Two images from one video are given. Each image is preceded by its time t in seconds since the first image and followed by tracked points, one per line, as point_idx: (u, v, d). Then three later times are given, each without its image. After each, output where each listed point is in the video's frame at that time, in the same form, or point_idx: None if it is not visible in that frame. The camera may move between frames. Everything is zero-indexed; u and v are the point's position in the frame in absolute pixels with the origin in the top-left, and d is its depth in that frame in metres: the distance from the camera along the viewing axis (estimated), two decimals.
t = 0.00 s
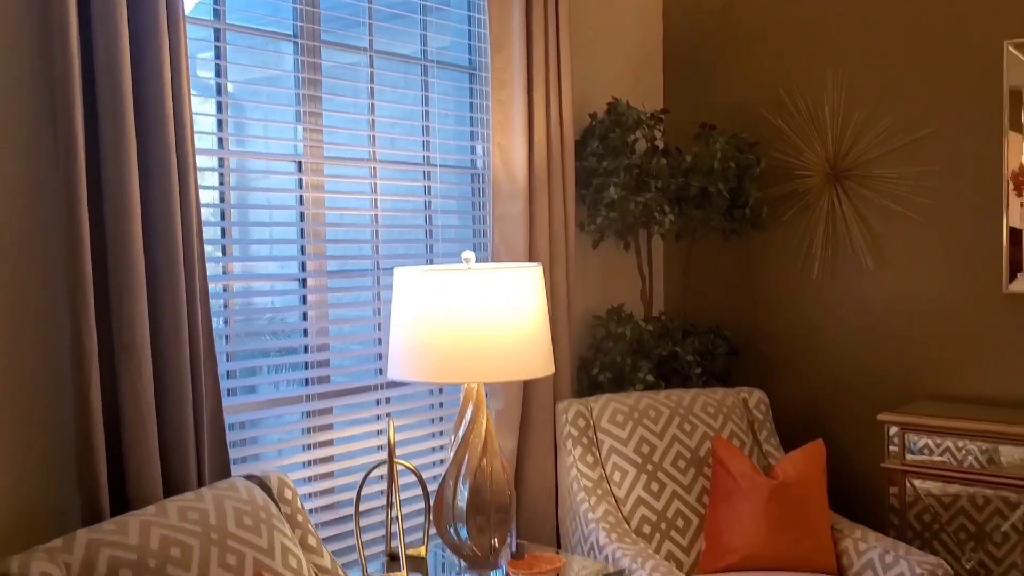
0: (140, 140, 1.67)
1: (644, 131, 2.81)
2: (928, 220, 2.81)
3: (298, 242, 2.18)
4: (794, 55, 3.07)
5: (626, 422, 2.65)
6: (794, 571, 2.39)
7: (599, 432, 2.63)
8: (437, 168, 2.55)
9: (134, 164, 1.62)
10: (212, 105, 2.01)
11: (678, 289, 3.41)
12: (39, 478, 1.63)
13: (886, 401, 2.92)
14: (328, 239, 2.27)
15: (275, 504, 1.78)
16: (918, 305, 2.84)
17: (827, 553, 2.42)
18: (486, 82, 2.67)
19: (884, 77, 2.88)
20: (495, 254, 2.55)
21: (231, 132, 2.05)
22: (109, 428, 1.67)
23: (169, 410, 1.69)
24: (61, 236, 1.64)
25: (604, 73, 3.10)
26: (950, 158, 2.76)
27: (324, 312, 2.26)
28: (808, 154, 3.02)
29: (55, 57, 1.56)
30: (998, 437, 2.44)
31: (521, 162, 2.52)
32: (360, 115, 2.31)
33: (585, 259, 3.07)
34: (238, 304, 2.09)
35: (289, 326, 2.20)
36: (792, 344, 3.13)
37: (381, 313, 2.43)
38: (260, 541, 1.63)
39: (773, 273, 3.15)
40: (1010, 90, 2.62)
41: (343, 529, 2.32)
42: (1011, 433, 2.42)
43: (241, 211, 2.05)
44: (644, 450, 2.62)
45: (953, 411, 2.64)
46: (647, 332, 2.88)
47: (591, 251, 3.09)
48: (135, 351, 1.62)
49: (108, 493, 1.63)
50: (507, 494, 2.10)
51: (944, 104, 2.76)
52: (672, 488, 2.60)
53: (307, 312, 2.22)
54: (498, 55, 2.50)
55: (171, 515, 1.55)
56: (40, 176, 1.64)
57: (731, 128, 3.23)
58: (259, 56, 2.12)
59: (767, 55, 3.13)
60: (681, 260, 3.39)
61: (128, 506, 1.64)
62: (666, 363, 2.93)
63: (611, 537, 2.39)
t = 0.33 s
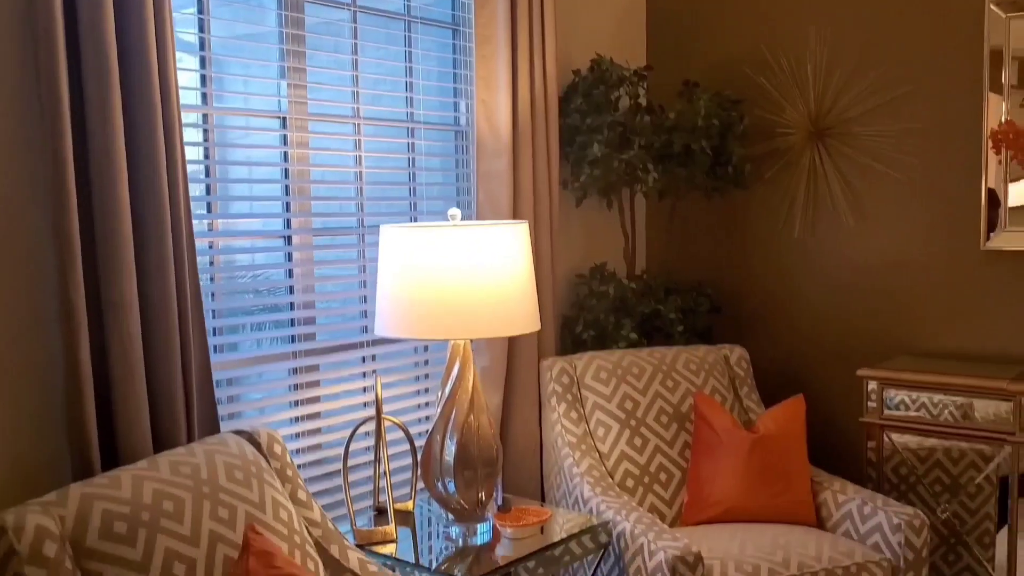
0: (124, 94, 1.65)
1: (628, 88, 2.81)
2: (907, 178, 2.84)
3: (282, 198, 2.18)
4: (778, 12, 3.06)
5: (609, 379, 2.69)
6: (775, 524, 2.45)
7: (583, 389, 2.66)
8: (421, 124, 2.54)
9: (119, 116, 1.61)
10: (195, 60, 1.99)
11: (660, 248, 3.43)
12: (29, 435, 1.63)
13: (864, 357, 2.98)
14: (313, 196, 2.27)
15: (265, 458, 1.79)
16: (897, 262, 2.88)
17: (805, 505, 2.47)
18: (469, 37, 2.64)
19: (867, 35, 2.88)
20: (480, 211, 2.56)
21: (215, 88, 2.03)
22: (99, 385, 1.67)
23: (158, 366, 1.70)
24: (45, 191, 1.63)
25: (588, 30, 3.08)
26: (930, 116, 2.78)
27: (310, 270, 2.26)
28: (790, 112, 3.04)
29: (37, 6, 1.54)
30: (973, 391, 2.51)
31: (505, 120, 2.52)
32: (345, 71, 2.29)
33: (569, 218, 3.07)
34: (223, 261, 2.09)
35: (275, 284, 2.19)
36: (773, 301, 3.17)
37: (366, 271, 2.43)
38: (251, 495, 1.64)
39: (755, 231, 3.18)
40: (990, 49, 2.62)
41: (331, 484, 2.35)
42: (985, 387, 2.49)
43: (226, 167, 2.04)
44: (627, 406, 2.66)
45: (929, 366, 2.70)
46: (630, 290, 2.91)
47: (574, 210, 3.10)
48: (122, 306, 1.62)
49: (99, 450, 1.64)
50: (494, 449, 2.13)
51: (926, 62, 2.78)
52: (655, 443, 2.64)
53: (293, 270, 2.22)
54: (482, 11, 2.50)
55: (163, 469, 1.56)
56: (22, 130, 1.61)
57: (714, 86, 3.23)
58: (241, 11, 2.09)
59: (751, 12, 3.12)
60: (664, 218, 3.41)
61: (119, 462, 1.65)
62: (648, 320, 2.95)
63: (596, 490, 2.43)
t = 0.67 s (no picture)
0: (117, 59, 1.64)
1: (619, 58, 2.81)
2: (896, 148, 2.86)
3: (274, 167, 2.17)
4: None
5: (601, 348, 2.71)
6: (764, 490, 2.49)
7: (574, 358, 2.69)
8: (412, 93, 2.53)
9: (112, 81, 1.60)
10: (187, 28, 1.97)
11: (650, 219, 3.44)
12: (25, 403, 1.64)
13: (852, 326, 3.01)
14: (304, 166, 2.26)
15: (261, 427, 1.81)
16: (885, 231, 2.91)
17: (793, 470, 2.51)
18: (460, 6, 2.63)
19: (857, 4, 2.88)
20: (472, 181, 2.57)
21: (206, 56, 2.01)
22: (95, 353, 1.67)
23: (153, 334, 1.70)
24: (38, 156, 1.62)
25: None
26: (919, 85, 2.80)
27: (302, 240, 2.26)
28: (780, 83, 3.04)
29: None
30: (959, 359, 2.54)
31: (497, 89, 2.52)
32: (336, 39, 2.28)
33: (559, 188, 3.08)
34: (216, 230, 2.08)
35: (267, 254, 2.19)
36: (762, 271, 3.20)
37: (358, 241, 2.43)
38: (249, 462, 1.66)
39: (744, 201, 3.19)
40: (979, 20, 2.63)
41: (325, 453, 2.37)
42: (971, 355, 2.52)
43: (218, 136, 2.03)
44: (619, 375, 2.68)
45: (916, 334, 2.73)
46: (621, 261, 2.93)
47: (565, 181, 3.10)
48: (116, 272, 1.62)
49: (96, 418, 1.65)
50: (487, 417, 2.15)
51: (916, 31, 2.78)
52: (645, 411, 2.67)
53: (285, 240, 2.22)
54: None
55: (160, 436, 1.57)
56: (14, 95, 1.60)
57: (704, 56, 3.23)
58: None
59: None
60: (654, 189, 3.42)
61: (117, 429, 1.66)
62: (639, 290, 2.97)
63: (587, 458, 2.45)
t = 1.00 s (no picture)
0: (111, 33, 1.63)
1: (613, 34, 2.81)
2: (889, 123, 2.87)
3: (269, 142, 2.17)
4: None
5: (596, 324, 2.72)
6: (757, 463, 2.51)
7: (570, 334, 2.70)
8: (406, 69, 2.53)
9: (107, 54, 1.59)
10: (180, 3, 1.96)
11: (645, 195, 3.44)
12: (24, 379, 1.64)
13: (844, 301, 3.03)
14: (300, 141, 2.26)
15: (259, 401, 1.82)
16: (878, 207, 2.92)
17: (787, 444, 2.54)
18: None
19: None
20: (467, 158, 2.57)
21: (200, 31, 2.00)
22: (93, 329, 1.68)
23: (151, 309, 1.70)
24: (34, 131, 1.61)
25: None
26: (912, 61, 2.80)
27: (298, 216, 2.26)
28: (774, 58, 3.05)
29: None
30: (951, 334, 2.57)
31: (491, 65, 2.51)
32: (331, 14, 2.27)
33: (554, 165, 3.08)
34: (212, 206, 2.08)
35: (262, 229, 2.19)
36: (755, 247, 3.21)
37: (353, 217, 2.43)
38: (248, 436, 1.68)
39: (738, 177, 3.20)
40: None
41: (323, 428, 2.38)
42: (963, 329, 2.54)
43: (213, 112, 2.02)
44: (613, 350, 2.70)
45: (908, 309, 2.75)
46: (615, 237, 2.94)
47: (560, 157, 3.10)
48: (113, 246, 1.62)
49: (95, 393, 1.65)
50: (484, 392, 2.16)
51: (909, 7, 2.78)
52: (640, 386, 2.69)
53: (281, 216, 2.22)
54: None
55: (160, 410, 1.58)
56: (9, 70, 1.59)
57: (699, 32, 3.22)
58: None
59: None
60: (648, 165, 3.41)
61: (116, 405, 1.67)
62: (634, 267, 2.98)
63: (583, 432, 2.47)
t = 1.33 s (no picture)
0: (108, 15, 1.63)
1: (608, 17, 2.80)
2: (882, 106, 2.88)
3: (264, 126, 2.17)
4: None
5: (591, 306, 2.74)
6: (752, 443, 2.54)
7: (565, 317, 2.71)
8: (401, 51, 2.52)
9: (104, 37, 1.59)
10: None
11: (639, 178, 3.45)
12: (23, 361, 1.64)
13: (837, 283, 3.05)
14: (295, 124, 2.26)
15: (257, 383, 1.83)
16: (871, 189, 2.93)
17: (780, 425, 2.56)
18: None
19: None
20: (461, 141, 2.58)
21: (195, 15, 1.99)
22: (91, 312, 1.68)
23: (148, 292, 1.71)
24: (32, 114, 1.61)
25: None
26: (905, 44, 2.81)
27: (293, 199, 2.26)
28: (768, 41, 3.05)
29: None
30: (943, 316, 2.59)
31: (486, 48, 2.51)
32: None
33: (548, 149, 3.08)
34: (208, 189, 2.08)
35: (258, 213, 2.19)
36: (747, 230, 3.23)
37: (348, 200, 2.44)
38: (247, 418, 1.69)
39: (732, 160, 3.21)
40: None
41: (320, 411, 2.39)
42: (955, 311, 2.56)
43: (208, 95, 2.02)
44: (609, 332, 2.71)
45: (900, 291, 2.77)
46: (610, 220, 2.95)
47: (554, 141, 3.11)
48: (111, 229, 1.62)
49: (94, 375, 1.66)
50: (481, 373, 2.17)
51: None
52: (635, 368, 2.70)
53: (276, 199, 2.22)
54: None
55: (159, 392, 1.59)
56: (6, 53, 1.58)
57: (693, 15, 3.22)
58: None
59: None
60: (642, 148, 3.42)
61: (115, 387, 1.68)
62: (628, 250, 3.00)
63: (579, 414, 2.49)
